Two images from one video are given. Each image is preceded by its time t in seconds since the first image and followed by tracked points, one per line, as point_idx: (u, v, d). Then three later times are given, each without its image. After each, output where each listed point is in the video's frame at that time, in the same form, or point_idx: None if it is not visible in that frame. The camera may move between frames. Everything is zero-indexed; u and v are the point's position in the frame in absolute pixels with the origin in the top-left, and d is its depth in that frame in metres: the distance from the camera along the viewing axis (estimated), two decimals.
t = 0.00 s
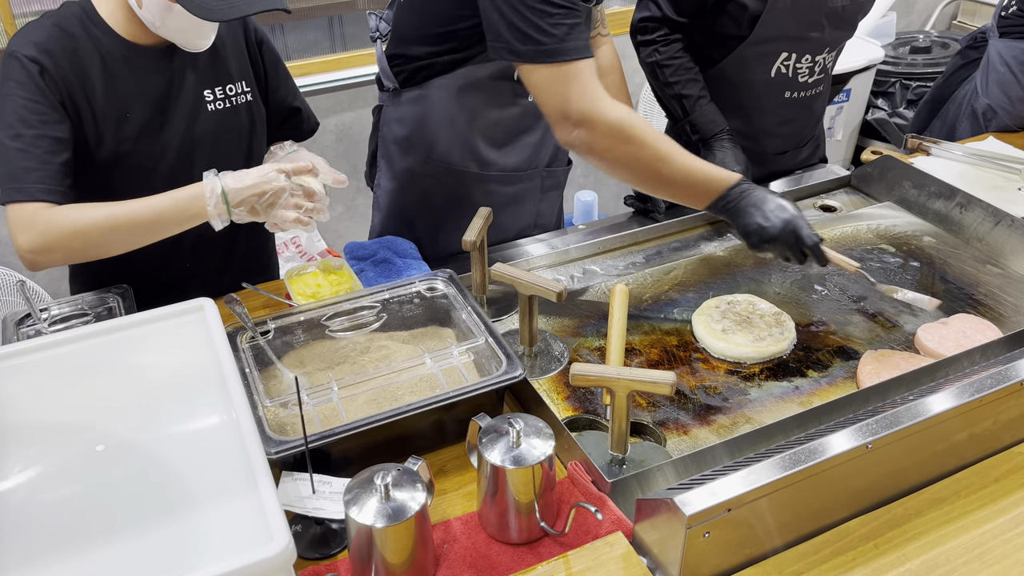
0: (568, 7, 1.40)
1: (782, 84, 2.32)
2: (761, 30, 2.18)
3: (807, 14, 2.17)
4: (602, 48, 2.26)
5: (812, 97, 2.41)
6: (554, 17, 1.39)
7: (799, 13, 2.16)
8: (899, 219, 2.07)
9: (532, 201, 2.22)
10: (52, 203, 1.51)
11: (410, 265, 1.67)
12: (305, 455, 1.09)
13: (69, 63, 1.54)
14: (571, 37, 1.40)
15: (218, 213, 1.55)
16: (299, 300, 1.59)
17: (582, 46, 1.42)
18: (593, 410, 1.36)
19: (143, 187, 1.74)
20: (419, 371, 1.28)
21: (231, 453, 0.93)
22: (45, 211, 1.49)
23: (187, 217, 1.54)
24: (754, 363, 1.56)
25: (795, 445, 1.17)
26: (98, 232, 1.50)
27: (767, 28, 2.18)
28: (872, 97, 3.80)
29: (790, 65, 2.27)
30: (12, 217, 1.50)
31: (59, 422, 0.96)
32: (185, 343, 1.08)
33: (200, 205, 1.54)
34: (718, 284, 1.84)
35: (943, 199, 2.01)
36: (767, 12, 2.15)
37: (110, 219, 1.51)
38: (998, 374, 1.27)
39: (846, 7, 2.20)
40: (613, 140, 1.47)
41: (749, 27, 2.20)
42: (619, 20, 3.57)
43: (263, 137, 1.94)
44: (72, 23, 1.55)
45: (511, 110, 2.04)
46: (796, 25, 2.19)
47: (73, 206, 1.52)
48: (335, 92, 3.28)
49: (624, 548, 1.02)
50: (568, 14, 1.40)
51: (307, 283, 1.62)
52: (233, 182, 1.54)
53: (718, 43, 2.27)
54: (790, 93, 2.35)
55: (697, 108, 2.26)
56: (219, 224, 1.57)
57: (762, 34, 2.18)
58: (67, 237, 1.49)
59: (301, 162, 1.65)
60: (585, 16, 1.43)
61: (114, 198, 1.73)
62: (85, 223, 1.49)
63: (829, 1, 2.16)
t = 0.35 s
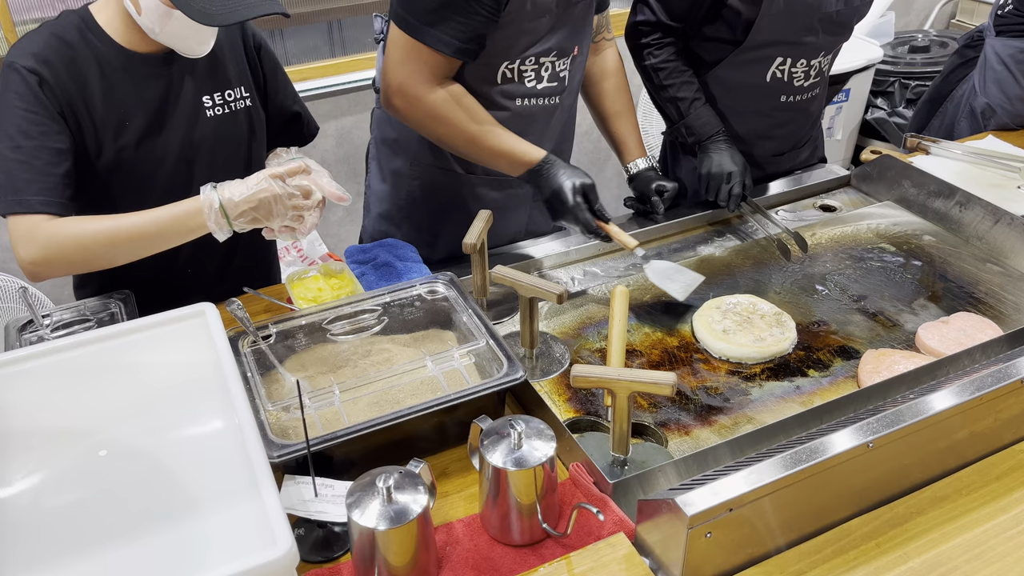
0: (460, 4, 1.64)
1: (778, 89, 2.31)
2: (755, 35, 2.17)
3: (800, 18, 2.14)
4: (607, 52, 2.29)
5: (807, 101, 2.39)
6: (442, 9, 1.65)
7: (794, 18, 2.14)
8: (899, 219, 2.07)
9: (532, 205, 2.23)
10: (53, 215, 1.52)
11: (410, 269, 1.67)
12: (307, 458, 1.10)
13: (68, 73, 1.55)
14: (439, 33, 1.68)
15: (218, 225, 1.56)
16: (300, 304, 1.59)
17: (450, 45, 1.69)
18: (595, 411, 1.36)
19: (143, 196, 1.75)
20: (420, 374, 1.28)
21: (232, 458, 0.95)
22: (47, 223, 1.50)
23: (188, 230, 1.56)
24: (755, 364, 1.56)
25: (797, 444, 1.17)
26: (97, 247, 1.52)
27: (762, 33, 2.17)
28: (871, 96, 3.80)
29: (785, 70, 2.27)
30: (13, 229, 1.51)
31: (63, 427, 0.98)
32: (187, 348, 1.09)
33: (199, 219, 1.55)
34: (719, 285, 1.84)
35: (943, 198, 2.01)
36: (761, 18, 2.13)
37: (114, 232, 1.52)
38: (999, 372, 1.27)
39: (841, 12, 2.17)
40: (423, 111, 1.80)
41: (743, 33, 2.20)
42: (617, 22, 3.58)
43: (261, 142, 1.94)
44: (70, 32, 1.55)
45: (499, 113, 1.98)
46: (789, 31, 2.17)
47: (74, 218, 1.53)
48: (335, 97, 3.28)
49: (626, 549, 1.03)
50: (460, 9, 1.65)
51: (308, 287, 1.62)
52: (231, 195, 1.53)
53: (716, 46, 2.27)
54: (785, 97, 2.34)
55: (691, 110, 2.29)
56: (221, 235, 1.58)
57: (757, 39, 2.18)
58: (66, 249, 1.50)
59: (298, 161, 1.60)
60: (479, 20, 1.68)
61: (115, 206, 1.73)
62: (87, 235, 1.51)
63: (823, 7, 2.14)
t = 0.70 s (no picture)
0: (453, 10, 1.60)
1: (778, 92, 2.31)
2: (753, 40, 2.18)
3: (799, 21, 2.14)
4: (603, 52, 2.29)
5: (809, 104, 2.40)
6: (435, 18, 1.61)
7: (794, 20, 2.14)
8: (899, 219, 2.07)
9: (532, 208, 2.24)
10: (62, 219, 1.52)
11: (411, 272, 1.67)
12: (308, 462, 1.10)
13: (69, 80, 1.55)
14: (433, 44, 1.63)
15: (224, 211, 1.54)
16: (300, 308, 1.59)
17: (447, 53, 1.64)
18: (597, 413, 1.36)
19: (143, 201, 1.75)
20: (421, 377, 1.28)
21: (234, 462, 0.95)
22: (57, 228, 1.51)
23: (196, 222, 1.55)
24: (756, 364, 1.56)
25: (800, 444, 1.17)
26: (111, 245, 1.52)
27: (762, 37, 2.17)
28: (871, 97, 3.80)
29: (785, 73, 2.26)
30: (21, 236, 1.52)
31: (66, 432, 0.99)
32: (187, 353, 1.09)
33: (209, 208, 1.55)
34: (720, 286, 1.84)
35: (943, 198, 2.01)
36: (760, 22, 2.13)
37: (126, 229, 1.52)
38: (999, 371, 1.26)
39: (840, 15, 2.18)
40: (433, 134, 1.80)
41: (742, 35, 2.21)
42: (616, 24, 3.58)
43: (260, 147, 1.95)
44: (69, 39, 1.55)
45: (492, 113, 1.98)
46: (789, 34, 2.17)
47: (81, 221, 1.53)
48: (335, 101, 3.29)
49: (628, 551, 1.03)
50: (453, 16, 1.61)
51: (309, 291, 1.63)
52: (240, 181, 1.53)
53: (717, 48, 2.27)
54: (784, 100, 2.33)
55: (688, 110, 2.30)
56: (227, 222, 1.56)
57: (756, 44, 2.18)
58: (84, 251, 1.51)
59: (308, 161, 1.59)
60: (473, 26, 1.63)
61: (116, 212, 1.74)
62: (101, 234, 1.51)
63: (821, 11, 2.14)
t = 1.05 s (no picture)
0: (445, 9, 1.65)
1: (781, 93, 2.31)
2: (756, 41, 2.18)
3: (801, 23, 2.15)
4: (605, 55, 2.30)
5: (810, 105, 2.41)
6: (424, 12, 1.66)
7: (795, 21, 2.14)
8: (899, 219, 2.07)
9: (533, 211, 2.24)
10: (67, 224, 1.53)
11: (411, 275, 1.68)
12: (311, 465, 1.10)
13: (71, 85, 1.56)
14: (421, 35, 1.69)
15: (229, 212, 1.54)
16: (302, 311, 1.60)
17: (433, 48, 1.70)
18: (598, 415, 1.36)
19: (145, 205, 1.76)
20: (423, 380, 1.28)
21: (236, 466, 0.96)
22: (64, 232, 1.51)
23: (203, 223, 1.55)
24: (757, 364, 1.56)
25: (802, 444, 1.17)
26: (120, 246, 1.52)
27: (765, 38, 2.18)
28: (871, 97, 3.81)
29: (787, 75, 2.26)
30: (27, 239, 1.52)
31: (69, 436, 1.00)
32: (189, 356, 1.10)
33: (212, 210, 1.54)
34: (720, 288, 1.84)
35: (943, 197, 2.01)
36: (763, 23, 2.13)
37: (133, 230, 1.52)
38: (1001, 370, 1.26)
39: (842, 15, 2.19)
40: (410, 121, 1.79)
41: (745, 37, 2.20)
42: (616, 26, 3.59)
43: (261, 150, 1.95)
44: (72, 45, 1.56)
45: (494, 115, 1.99)
46: (790, 35, 2.17)
47: (87, 224, 1.53)
48: (335, 104, 3.30)
49: (630, 552, 1.03)
50: (444, 13, 1.66)
51: (310, 294, 1.63)
52: (246, 184, 1.53)
53: (720, 51, 2.27)
54: (789, 101, 2.34)
55: (692, 113, 2.29)
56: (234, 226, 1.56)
57: (758, 45, 2.19)
58: (89, 254, 1.51)
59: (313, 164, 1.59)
60: (464, 26, 1.69)
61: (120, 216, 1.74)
62: (107, 236, 1.51)
63: (824, 11, 2.15)
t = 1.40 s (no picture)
0: (470, 10, 1.62)
1: (782, 93, 2.31)
2: (758, 40, 2.18)
3: (802, 22, 2.15)
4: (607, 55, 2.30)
5: (812, 105, 2.40)
6: (451, 17, 1.62)
7: (797, 21, 2.14)
8: (901, 219, 2.07)
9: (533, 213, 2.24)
10: (55, 233, 1.54)
11: (412, 277, 1.68)
12: (313, 467, 1.10)
13: (72, 90, 1.56)
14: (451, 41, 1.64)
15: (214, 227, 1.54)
16: (304, 313, 1.60)
17: (464, 54, 1.65)
18: (600, 416, 1.36)
19: (145, 210, 1.76)
20: (424, 382, 1.28)
21: (238, 470, 0.97)
22: (50, 241, 1.52)
23: (187, 238, 1.55)
24: (760, 365, 1.56)
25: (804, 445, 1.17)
26: (103, 258, 1.53)
27: (766, 38, 2.18)
28: (872, 97, 3.80)
29: (789, 74, 2.26)
30: (18, 245, 1.54)
31: (71, 440, 1.01)
32: (190, 359, 1.10)
33: (198, 224, 1.55)
34: (721, 288, 1.83)
35: (945, 197, 2.01)
36: (764, 22, 2.13)
37: (119, 243, 1.53)
38: (1003, 370, 1.26)
39: (843, 15, 2.18)
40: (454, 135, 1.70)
41: (747, 35, 2.20)
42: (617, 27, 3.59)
43: (263, 152, 1.95)
44: (72, 49, 1.56)
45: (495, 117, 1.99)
46: (792, 34, 2.17)
47: (76, 233, 1.54)
48: (335, 106, 3.30)
49: (633, 553, 1.03)
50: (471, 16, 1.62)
51: (312, 296, 1.63)
52: (229, 199, 1.52)
53: (721, 50, 2.27)
54: (790, 101, 2.34)
55: (692, 113, 2.29)
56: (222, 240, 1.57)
57: (759, 44, 2.19)
58: (75, 264, 1.52)
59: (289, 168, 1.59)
60: (487, 26, 1.66)
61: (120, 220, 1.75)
62: (92, 248, 1.52)
63: (825, 10, 2.14)
